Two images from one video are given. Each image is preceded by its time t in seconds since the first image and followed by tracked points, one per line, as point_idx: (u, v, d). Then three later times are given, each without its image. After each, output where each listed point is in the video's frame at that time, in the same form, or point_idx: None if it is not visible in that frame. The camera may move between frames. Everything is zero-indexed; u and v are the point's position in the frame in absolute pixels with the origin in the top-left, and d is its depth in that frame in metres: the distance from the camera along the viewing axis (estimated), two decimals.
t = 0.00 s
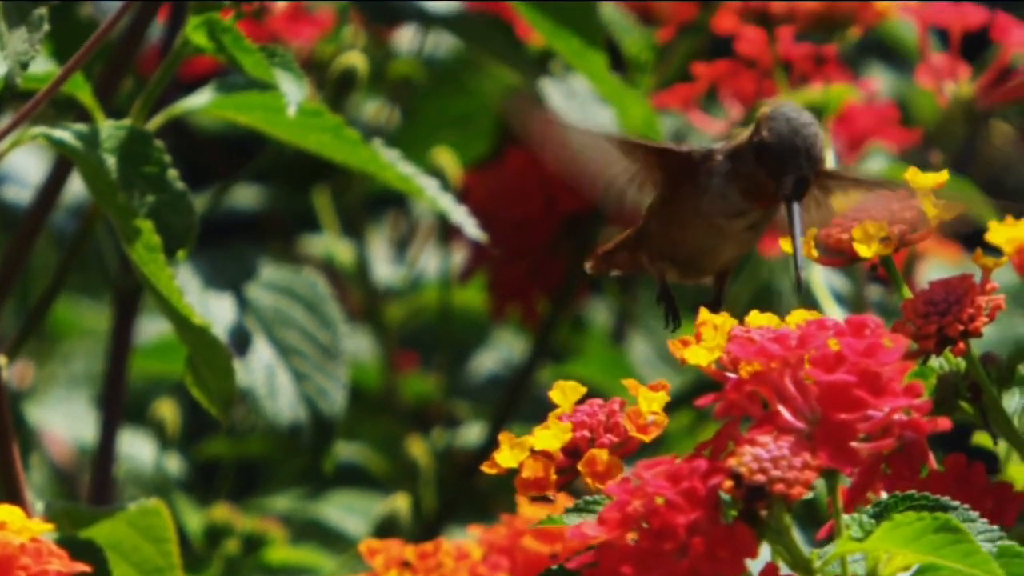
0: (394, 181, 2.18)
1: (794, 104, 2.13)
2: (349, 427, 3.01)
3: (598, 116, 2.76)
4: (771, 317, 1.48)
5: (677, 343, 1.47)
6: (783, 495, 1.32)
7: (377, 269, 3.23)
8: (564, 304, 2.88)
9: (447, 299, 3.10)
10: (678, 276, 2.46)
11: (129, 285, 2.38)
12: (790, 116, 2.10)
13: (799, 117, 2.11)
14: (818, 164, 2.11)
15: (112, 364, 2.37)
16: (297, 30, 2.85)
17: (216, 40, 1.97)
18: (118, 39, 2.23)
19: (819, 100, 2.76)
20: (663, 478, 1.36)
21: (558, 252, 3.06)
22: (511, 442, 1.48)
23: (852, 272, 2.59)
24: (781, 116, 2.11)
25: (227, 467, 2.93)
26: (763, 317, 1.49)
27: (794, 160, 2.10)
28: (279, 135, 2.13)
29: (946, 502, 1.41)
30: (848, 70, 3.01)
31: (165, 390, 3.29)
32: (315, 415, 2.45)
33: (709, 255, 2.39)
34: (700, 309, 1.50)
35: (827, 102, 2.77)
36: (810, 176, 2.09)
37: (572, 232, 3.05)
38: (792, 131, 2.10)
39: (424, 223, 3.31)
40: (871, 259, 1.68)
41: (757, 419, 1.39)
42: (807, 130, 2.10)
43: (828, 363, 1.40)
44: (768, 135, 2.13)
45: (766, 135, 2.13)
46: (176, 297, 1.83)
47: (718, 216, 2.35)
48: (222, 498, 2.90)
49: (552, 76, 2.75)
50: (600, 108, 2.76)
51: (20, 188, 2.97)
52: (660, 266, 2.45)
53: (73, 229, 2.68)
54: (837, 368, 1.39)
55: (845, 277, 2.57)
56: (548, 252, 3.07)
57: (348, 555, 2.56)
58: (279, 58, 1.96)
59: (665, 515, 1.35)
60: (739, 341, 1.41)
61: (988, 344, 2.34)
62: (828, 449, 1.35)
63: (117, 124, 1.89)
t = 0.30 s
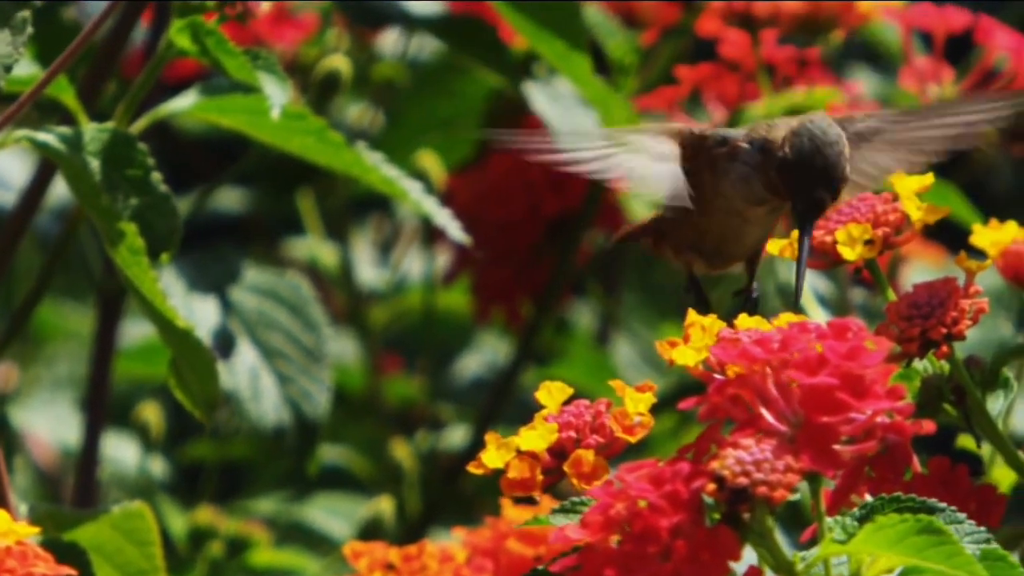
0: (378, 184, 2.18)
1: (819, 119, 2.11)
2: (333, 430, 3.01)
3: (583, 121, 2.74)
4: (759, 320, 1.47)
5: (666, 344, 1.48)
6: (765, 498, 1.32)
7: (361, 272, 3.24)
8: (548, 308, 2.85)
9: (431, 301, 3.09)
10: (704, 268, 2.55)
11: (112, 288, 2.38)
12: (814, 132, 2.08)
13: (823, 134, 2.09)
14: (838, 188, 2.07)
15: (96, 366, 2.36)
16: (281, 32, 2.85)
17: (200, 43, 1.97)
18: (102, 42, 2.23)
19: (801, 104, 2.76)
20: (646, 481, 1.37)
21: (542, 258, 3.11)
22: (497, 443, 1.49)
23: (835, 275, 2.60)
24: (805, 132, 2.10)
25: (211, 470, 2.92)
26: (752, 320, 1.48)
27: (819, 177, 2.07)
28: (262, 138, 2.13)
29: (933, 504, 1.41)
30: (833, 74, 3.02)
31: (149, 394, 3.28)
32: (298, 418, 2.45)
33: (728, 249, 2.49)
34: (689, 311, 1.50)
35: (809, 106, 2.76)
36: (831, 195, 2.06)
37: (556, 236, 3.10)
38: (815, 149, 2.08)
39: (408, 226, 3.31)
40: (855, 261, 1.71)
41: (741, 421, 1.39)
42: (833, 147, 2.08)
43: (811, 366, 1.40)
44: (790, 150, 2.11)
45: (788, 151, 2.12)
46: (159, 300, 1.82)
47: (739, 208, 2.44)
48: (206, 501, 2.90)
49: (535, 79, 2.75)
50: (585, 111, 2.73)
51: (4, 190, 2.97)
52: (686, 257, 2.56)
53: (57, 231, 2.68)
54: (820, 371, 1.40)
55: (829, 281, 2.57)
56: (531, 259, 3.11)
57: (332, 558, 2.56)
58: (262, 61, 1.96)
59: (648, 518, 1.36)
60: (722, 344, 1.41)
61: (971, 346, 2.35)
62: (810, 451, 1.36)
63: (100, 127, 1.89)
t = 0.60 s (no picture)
0: (363, 185, 2.18)
1: (819, 153, 2.00)
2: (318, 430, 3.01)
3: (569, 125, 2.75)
4: (749, 321, 1.47)
5: (655, 343, 1.48)
6: (750, 497, 1.33)
7: (346, 273, 3.24)
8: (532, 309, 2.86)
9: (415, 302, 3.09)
10: (730, 263, 2.56)
11: (98, 290, 2.38)
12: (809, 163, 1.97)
13: (818, 167, 1.96)
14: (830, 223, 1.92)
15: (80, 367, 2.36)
16: (266, 33, 2.87)
17: (185, 44, 1.98)
18: (87, 42, 2.23)
19: (785, 106, 2.73)
20: (631, 480, 1.37)
21: (527, 260, 3.11)
22: (484, 440, 1.50)
23: (820, 275, 2.60)
24: (801, 164, 1.99)
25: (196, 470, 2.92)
26: (742, 321, 1.48)
27: (814, 210, 1.94)
28: (247, 138, 2.14)
29: (921, 506, 1.40)
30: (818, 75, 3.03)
31: (133, 394, 3.28)
32: (282, 418, 2.45)
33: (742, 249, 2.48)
34: (679, 310, 1.51)
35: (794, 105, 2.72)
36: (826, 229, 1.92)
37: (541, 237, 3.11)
38: (810, 181, 1.97)
39: (393, 226, 3.31)
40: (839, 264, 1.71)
41: (726, 420, 1.40)
42: (828, 179, 1.95)
43: (796, 365, 1.40)
44: (785, 181, 2.01)
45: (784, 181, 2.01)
46: (145, 301, 1.82)
47: (753, 210, 2.42)
48: (191, 501, 2.90)
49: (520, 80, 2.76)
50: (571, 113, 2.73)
51: None
52: (713, 252, 2.59)
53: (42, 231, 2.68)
54: (805, 370, 1.40)
55: (814, 282, 2.58)
56: (516, 260, 3.12)
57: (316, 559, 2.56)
58: (247, 61, 1.96)
59: (633, 517, 1.36)
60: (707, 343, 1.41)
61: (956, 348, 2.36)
62: (795, 450, 1.37)
63: (85, 128, 1.89)
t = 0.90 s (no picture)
0: (346, 187, 2.18)
1: (811, 161, 1.96)
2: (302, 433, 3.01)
3: (551, 127, 2.75)
4: (731, 323, 1.48)
5: (637, 346, 1.48)
6: (733, 498, 1.33)
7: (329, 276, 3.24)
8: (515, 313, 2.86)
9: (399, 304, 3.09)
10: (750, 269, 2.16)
11: (81, 293, 2.36)
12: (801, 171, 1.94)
13: (809, 175, 1.94)
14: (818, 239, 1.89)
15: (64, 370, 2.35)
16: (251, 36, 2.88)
17: (169, 47, 1.97)
18: (71, 46, 2.22)
19: (768, 108, 2.78)
20: (614, 481, 1.37)
21: (512, 260, 3.13)
22: (466, 444, 1.49)
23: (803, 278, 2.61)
24: (791, 172, 1.95)
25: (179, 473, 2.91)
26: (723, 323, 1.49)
27: (802, 217, 1.91)
28: (230, 141, 2.13)
29: (904, 507, 1.41)
30: (801, 78, 3.03)
31: (117, 396, 3.27)
32: (267, 421, 2.47)
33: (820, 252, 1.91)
34: (659, 312, 1.51)
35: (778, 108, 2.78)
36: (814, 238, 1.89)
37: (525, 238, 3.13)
38: (800, 190, 1.93)
39: (377, 229, 3.31)
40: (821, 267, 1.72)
41: (709, 422, 1.39)
42: (819, 188, 1.93)
43: (779, 366, 1.41)
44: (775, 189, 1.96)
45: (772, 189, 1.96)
46: (128, 303, 1.82)
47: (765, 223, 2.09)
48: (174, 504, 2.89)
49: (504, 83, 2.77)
50: (553, 116, 2.75)
51: None
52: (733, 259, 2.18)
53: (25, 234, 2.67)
54: (788, 371, 1.41)
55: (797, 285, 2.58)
56: (501, 261, 3.14)
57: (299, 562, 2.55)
58: (231, 64, 1.96)
59: (617, 519, 1.37)
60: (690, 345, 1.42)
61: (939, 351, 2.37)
62: (779, 450, 1.37)
63: (68, 131, 1.89)
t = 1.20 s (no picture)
0: (332, 193, 2.18)
1: (795, 168, 1.94)
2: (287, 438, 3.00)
3: (536, 133, 2.76)
4: (713, 329, 1.49)
5: (620, 352, 1.49)
6: (720, 503, 1.34)
7: (315, 282, 3.23)
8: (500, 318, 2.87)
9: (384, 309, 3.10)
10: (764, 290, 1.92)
11: (66, 298, 2.36)
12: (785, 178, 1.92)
13: (794, 182, 1.91)
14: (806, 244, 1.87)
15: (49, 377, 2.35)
16: (234, 41, 2.90)
17: (154, 53, 1.97)
18: (55, 51, 2.22)
19: (753, 114, 2.83)
20: (601, 486, 1.38)
21: (496, 265, 3.14)
22: (446, 458, 1.49)
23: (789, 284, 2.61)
24: (776, 179, 1.93)
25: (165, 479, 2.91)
26: (705, 329, 1.50)
27: (789, 226, 1.89)
28: (216, 147, 2.13)
29: (885, 511, 1.42)
30: (787, 84, 3.04)
31: (103, 402, 3.27)
32: (252, 427, 2.45)
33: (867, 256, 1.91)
34: (643, 318, 1.52)
35: (762, 114, 2.84)
36: (797, 245, 1.87)
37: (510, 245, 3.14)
38: (784, 197, 1.91)
39: (362, 235, 3.31)
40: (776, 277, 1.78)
41: (695, 427, 1.41)
42: (805, 196, 1.90)
43: (765, 371, 1.41)
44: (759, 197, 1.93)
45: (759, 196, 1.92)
46: (113, 309, 1.82)
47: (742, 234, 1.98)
48: (159, 510, 2.89)
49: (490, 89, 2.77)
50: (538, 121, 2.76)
51: None
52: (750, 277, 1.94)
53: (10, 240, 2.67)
54: (774, 376, 1.40)
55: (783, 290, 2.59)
56: (485, 266, 3.14)
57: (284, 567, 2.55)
58: (216, 69, 1.96)
59: (603, 524, 1.37)
60: (676, 350, 1.42)
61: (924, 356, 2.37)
62: (765, 456, 1.37)
63: (53, 137, 1.88)
